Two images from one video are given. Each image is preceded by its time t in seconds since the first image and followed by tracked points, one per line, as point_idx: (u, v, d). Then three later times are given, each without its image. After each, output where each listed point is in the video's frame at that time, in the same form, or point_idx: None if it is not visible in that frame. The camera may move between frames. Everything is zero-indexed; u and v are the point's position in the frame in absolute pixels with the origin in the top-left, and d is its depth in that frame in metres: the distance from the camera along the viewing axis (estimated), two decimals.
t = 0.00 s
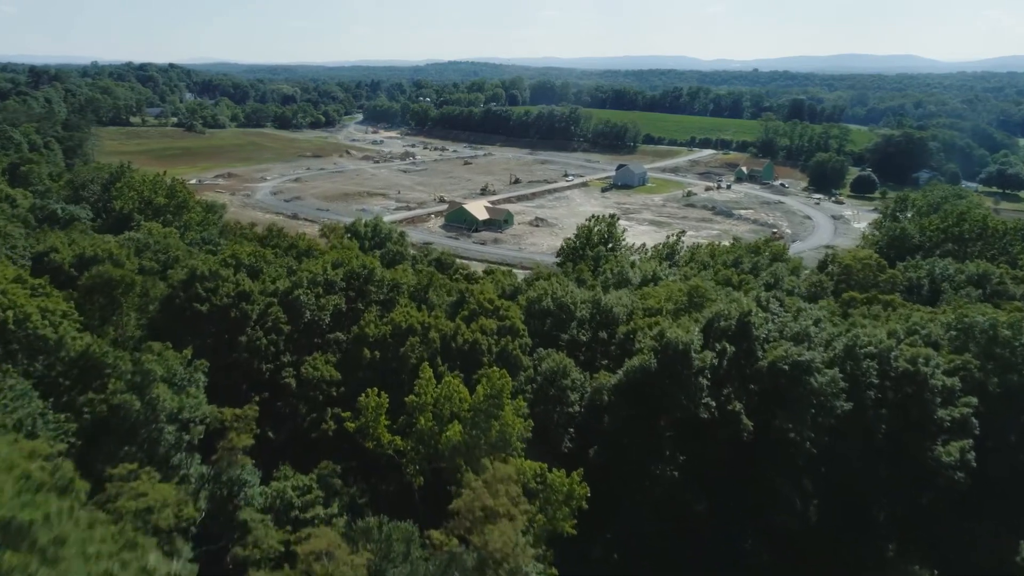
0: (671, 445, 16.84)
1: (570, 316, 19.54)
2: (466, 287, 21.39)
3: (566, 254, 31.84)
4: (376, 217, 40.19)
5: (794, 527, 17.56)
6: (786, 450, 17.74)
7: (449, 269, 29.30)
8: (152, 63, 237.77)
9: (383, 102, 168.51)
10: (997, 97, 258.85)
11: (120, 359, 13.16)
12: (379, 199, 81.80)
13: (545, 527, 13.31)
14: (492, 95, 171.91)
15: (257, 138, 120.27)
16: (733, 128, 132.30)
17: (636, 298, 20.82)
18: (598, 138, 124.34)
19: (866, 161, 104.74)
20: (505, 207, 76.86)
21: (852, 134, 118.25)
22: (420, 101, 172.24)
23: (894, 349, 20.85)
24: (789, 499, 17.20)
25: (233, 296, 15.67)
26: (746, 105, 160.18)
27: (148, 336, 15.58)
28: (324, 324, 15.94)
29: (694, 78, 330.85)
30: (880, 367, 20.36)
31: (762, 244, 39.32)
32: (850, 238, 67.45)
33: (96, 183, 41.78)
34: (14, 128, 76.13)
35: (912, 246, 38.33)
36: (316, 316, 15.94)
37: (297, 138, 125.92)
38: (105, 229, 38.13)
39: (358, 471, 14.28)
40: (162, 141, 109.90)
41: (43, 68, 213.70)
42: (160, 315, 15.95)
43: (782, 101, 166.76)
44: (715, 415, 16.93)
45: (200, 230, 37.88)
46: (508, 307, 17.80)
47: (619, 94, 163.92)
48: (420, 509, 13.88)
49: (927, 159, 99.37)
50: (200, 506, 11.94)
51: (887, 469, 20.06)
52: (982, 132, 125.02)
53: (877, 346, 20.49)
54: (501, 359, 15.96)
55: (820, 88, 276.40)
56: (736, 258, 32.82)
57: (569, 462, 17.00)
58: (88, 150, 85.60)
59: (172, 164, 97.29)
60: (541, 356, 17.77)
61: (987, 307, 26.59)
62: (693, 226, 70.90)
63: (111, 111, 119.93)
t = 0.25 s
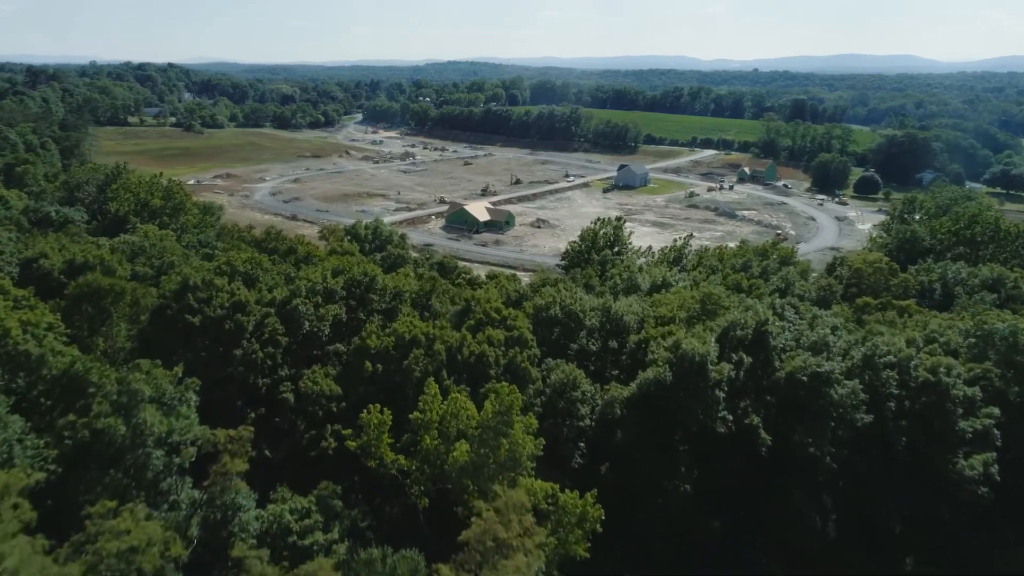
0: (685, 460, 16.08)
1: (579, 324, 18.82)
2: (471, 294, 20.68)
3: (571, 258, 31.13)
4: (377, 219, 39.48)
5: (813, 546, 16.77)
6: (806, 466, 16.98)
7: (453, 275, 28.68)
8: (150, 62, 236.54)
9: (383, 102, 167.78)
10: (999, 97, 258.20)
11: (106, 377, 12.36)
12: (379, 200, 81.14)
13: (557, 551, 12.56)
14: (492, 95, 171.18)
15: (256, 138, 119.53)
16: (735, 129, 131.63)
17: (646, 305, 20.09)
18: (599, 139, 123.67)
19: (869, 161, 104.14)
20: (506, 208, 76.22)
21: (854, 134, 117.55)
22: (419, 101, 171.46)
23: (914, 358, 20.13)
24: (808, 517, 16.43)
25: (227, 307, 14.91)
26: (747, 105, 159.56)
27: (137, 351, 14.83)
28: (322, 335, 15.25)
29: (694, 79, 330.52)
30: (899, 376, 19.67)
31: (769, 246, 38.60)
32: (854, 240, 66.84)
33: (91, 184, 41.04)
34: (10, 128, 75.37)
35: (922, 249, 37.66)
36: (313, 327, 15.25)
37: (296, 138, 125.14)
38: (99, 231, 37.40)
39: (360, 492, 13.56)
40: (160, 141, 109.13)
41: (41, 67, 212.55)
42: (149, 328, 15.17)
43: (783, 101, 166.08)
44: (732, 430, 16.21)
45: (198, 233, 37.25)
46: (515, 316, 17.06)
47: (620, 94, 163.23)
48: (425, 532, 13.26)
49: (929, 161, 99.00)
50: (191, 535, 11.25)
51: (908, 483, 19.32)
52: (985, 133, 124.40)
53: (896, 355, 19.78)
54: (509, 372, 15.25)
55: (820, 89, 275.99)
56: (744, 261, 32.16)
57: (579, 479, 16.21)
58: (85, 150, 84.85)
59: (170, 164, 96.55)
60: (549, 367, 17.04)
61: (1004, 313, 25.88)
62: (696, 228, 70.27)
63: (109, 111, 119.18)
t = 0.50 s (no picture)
0: (702, 478, 15.34)
1: (589, 334, 18.10)
2: (476, 302, 19.95)
3: (576, 262, 30.42)
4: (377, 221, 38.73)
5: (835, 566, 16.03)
6: (826, 482, 16.24)
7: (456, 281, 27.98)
8: (149, 61, 235.46)
9: (382, 102, 166.95)
10: (1000, 97, 257.60)
11: (89, 398, 11.64)
12: (379, 201, 80.44)
13: None
14: (492, 95, 170.44)
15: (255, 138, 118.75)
16: (736, 129, 130.95)
17: (658, 312, 19.37)
18: (600, 139, 122.97)
19: (871, 162, 103.50)
20: (508, 209, 75.52)
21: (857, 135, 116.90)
22: (419, 100, 170.69)
23: (935, 368, 19.38)
24: (830, 537, 15.66)
25: (221, 318, 14.18)
26: (748, 105, 158.91)
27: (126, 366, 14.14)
28: (322, 348, 14.52)
29: (694, 79, 329.82)
30: (920, 387, 18.93)
31: (778, 249, 37.86)
32: (859, 242, 66.15)
33: (86, 185, 40.28)
34: (6, 128, 74.58)
35: (933, 252, 36.97)
36: (312, 339, 14.52)
37: (295, 138, 124.39)
38: (94, 233, 36.65)
39: (362, 515, 12.82)
40: (158, 141, 108.33)
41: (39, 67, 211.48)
42: (138, 341, 14.45)
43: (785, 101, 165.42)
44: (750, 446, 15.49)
45: (195, 236, 36.51)
46: (524, 326, 16.32)
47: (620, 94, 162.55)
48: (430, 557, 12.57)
49: (932, 161, 98.44)
50: (181, 566, 10.60)
51: (930, 499, 18.58)
52: (988, 133, 123.81)
53: (917, 365, 19.04)
54: (517, 386, 14.52)
55: (820, 89, 275.17)
56: (753, 265, 31.46)
57: (591, 498, 15.43)
58: (82, 151, 84.06)
59: (168, 165, 95.77)
60: (559, 379, 16.31)
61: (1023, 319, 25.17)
62: (699, 229, 69.61)
63: (107, 111, 118.34)
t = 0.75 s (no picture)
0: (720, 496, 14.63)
1: (600, 343, 17.39)
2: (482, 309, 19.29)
3: (582, 267, 29.77)
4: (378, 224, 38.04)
5: None
6: (849, 498, 15.52)
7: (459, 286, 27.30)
8: (148, 61, 234.64)
9: (382, 101, 166.26)
10: (1001, 97, 256.98)
11: (72, 422, 10.95)
12: (378, 202, 79.80)
13: None
14: (492, 95, 169.77)
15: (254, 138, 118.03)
16: (738, 129, 130.31)
17: (670, 321, 18.69)
18: (601, 139, 122.30)
19: (874, 162, 102.87)
20: (509, 210, 74.87)
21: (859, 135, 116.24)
22: (419, 100, 169.99)
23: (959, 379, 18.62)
24: (852, 557, 14.97)
25: (216, 332, 13.44)
26: (749, 105, 158.28)
27: (114, 384, 13.41)
28: (322, 363, 13.81)
29: (694, 79, 329.24)
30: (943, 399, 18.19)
31: (786, 252, 37.15)
32: (864, 244, 65.49)
33: (82, 185, 39.59)
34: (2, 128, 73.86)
35: (944, 255, 36.30)
36: (311, 353, 13.82)
37: (294, 138, 123.68)
38: (89, 235, 35.97)
39: (364, 538, 12.16)
40: (156, 141, 107.59)
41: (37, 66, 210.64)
42: (126, 360, 13.73)
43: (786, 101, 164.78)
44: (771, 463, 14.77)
45: (192, 240, 35.85)
46: (533, 336, 15.59)
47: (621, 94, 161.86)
48: None
49: (936, 161, 97.81)
50: None
51: (953, 513, 17.88)
52: (991, 133, 123.20)
53: (940, 376, 18.30)
54: (527, 401, 13.76)
55: (820, 89, 274.66)
56: (761, 269, 30.77)
57: (603, 517, 14.76)
58: (79, 151, 83.39)
59: (166, 165, 95.10)
60: (569, 391, 15.61)
61: None
62: (702, 230, 68.96)
63: (105, 111, 117.59)
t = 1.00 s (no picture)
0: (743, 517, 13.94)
1: (612, 354, 16.69)
2: (490, 317, 18.59)
3: (589, 272, 29.12)
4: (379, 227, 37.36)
5: None
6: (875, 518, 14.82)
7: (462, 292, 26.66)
8: (149, 61, 234.04)
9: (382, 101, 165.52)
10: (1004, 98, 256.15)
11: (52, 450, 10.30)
12: (379, 202, 79.14)
13: None
14: (493, 95, 169.11)
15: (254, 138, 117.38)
16: (740, 129, 129.61)
17: (686, 330, 18.00)
18: (603, 140, 121.60)
19: (878, 162, 102.18)
20: (511, 211, 74.20)
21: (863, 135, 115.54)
22: (420, 100, 169.33)
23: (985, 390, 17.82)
24: None
25: (211, 346, 12.76)
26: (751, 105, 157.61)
27: (103, 400, 12.80)
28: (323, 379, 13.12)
29: (694, 79, 328.51)
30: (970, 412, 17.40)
31: (795, 255, 36.44)
32: (871, 245, 64.81)
33: (78, 187, 38.90)
34: None
35: (957, 258, 35.58)
36: (312, 369, 13.12)
37: (294, 138, 122.98)
38: (85, 238, 35.31)
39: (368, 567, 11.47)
40: (155, 141, 106.95)
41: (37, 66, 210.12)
42: (117, 374, 13.09)
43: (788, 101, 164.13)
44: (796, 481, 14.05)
45: (190, 243, 35.23)
46: (546, 348, 14.86)
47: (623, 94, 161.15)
48: None
49: (940, 162, 97.16)
50: None
51: (978, 530, 17.16)
52: (995, 133, 122.47)
53: (967, 387, 17.49)
54: (539, 418, 13.02)
55: (821, 89, 273.98)
56: (772, 274, 30.09)
57: (618, 538, 14.15)
58: (77, 151, 82.69)
59: (165, 166, 94.43)
60: (582, 405, 14.89)
61: None
62: (706, 232, 68.31)
63: (104, 111, 116.96)
